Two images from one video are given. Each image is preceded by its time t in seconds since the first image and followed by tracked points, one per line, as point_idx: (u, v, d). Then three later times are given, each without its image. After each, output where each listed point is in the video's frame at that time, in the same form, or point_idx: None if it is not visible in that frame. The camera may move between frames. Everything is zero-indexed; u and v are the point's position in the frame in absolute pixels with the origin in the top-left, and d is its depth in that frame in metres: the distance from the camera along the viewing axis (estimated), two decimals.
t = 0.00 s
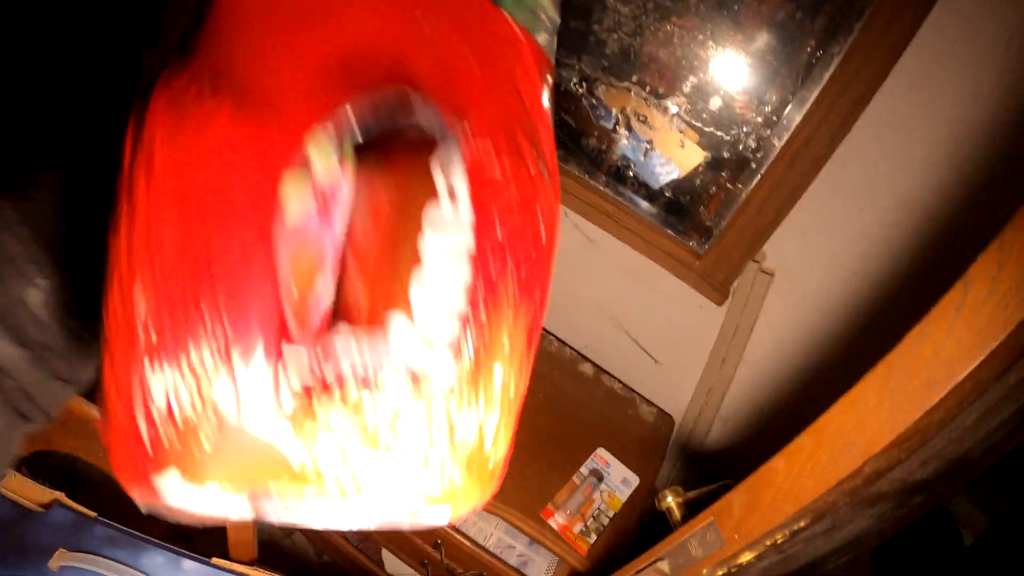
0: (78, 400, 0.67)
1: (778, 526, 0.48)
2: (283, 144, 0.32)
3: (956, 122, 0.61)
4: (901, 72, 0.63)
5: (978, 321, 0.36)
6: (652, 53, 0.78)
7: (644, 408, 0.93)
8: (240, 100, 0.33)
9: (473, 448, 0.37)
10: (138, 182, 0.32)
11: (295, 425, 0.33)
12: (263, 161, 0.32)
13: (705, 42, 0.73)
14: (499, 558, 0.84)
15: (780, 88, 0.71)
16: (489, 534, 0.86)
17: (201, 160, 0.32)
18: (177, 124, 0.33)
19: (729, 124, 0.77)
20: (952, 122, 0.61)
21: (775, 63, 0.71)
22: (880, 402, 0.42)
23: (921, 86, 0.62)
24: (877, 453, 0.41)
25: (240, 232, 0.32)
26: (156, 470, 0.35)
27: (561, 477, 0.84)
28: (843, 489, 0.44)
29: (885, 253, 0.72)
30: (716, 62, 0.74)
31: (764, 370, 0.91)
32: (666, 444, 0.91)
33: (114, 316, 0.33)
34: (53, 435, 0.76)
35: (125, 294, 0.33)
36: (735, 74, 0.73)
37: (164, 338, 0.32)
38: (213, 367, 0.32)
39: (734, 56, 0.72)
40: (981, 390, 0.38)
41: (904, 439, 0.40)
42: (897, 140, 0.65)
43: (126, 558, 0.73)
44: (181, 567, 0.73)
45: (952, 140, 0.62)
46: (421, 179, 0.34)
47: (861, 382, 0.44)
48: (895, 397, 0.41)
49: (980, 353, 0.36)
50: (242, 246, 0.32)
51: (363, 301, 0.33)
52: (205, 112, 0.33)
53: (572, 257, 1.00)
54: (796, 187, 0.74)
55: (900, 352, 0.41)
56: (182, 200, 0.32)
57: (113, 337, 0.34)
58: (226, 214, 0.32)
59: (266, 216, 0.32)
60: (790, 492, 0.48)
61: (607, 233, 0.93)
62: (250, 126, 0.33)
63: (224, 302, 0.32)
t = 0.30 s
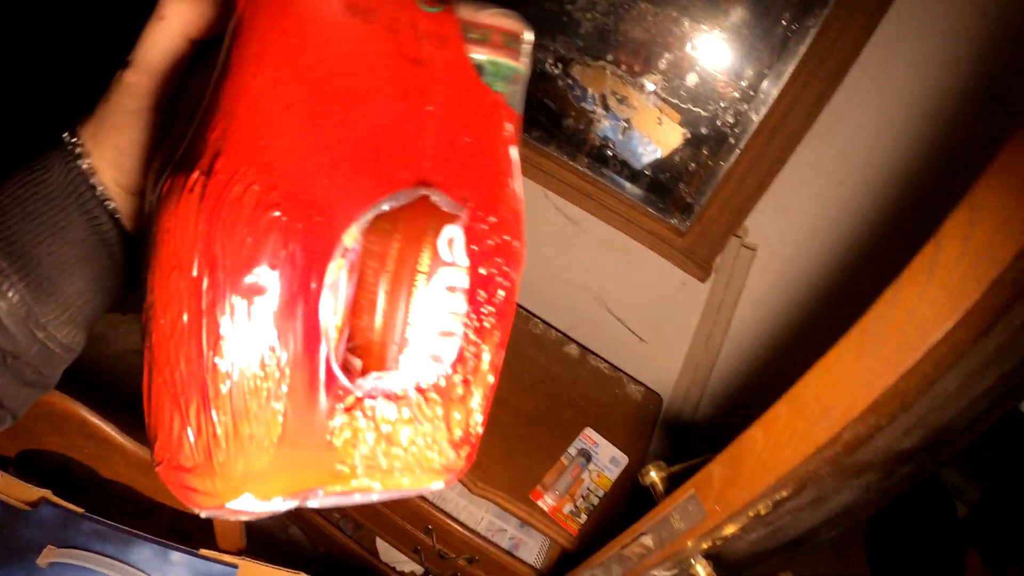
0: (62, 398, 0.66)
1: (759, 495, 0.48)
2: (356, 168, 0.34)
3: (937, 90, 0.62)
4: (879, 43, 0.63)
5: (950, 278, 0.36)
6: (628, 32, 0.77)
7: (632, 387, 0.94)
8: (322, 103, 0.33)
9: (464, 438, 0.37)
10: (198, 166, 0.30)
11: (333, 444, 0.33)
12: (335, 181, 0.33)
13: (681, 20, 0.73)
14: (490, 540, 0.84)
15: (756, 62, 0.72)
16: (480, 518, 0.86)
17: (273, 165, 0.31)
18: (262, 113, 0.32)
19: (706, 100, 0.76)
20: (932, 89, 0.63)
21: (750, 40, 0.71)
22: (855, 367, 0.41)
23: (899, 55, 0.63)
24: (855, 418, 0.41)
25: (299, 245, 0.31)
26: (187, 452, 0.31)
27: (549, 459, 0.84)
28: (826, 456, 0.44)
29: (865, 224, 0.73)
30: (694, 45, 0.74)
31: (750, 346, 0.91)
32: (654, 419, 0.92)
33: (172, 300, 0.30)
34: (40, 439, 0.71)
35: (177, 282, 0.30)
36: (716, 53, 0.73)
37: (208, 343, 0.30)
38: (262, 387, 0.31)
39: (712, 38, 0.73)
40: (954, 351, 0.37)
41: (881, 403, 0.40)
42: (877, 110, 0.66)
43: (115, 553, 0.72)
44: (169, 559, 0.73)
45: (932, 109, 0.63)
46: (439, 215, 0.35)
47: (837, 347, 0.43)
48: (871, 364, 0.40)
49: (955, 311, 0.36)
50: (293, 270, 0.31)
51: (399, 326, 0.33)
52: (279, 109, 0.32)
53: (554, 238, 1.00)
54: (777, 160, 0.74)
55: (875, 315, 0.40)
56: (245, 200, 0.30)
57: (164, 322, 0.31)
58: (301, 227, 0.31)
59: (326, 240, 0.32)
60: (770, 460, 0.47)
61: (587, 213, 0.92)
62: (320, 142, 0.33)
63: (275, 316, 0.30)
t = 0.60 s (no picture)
0: (45, 393, 0.65)
1: (744, 470, 0.47)
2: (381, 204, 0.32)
3: (919, 63, 0.62)
4: (861, 16, 0.63)
5: (928, 247, 0.35)
6: (609, 12, 0.75)
7: (620, 368, 0.95)
8: (334, 159, 0.30)
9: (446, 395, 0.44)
10: (211, 246, 0.28)
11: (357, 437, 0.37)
12: (352, 248, 0.32)
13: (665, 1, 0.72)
14: (480, 524, 0.84)
15: (738, 40, 0.70)
16: (470, 502, 0.86)
17: (293, 247, 0.30)
18: (273, 192, 0.28)
19: (688, 77, 0.75)
20: (914, 61, 0.63)
21: (731, 16, 0.70)
22: (835, 338, 0.40)
23: (883, 28, 0.62)
24: (836, 389, 0.41)
25: (328, 293, 0.32)
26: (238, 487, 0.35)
27: (537, 442, 0.84)
28: (807, 429, 0.44)
29: (848, 197, 0.73)
30: (680, 27, 0.73)
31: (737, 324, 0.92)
32: (642, 398, 0.92)
33: (207, 375, 0.31)
34: (26, 437, 0.70)
35: (210, 360, 0.30)
36: (701, 32, 0.72)
37: (248, 415, 0.32)
38: (302, 432, 0.34)
39: (695, 20, 0.72)
40: (935, 321, 0.36)
41: (862, 372, 0.39)
42: (859, 83, 0.66)
43: (103, 546, 0.71)
44: (157, 552, 0.72)
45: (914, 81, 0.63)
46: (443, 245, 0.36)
47: (819, 317, 0.42)
48: (850, 332, 0.39)
49: (935, 280, 0.35)
50: (323, 345, 0.32)
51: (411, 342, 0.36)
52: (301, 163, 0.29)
53: (539, 220, 0.99)
54: (760, 136, 0.73)
55: (856, 285, 0.39)
56: (275, 287, 0.30)
57: (195, 390, 0.32)
58: (323, 302, 0.31)
59: (353, 279, 0.32)
60: (752, 434, 0.47)
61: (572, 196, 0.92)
62: (334, 210, 0.31)
63: (308, 384, 0.33)
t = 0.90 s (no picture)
0: (36, 394, 0.65)
1: (724, 456, 0.48)
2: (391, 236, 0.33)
3: (899, 50, 0.64)
4: (842, 5, 0.64)
5: (900, 229, 0.33)
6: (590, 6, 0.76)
7: (610, 359, 0.95)
8: (358, 298, 0.33)
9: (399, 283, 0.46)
10: (276, 385, 0.36)
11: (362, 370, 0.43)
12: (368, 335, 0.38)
13: None
14: (475, 517, 0.85)
15: (721, 31, 0.71)
16: (464, 496, 0.88)
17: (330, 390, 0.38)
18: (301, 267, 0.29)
19: (672, 69, 0.75)
20: (894, 48, 0.64)
21: (714, 7, 0.70)
22: (809, 322, 0.39)
23: (864, 15, 0.63)
24: (812, 374, 0.40)
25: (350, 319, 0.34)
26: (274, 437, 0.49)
27: (529, 435, 0.85)
28: (786, 412, 0.44)
29: (832, 184, 0.74)
30: (667, 21, 0.73)
31: (727, 312, 0.93)
32: (634, 388, 0.93)
33: (276, 417, 0.40)
34: (20, 439, 0.71)
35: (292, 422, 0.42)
36: (688, 24, 0.72)
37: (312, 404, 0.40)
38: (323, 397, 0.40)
39: (682, 13, 0.71)
40: (905, 300, 0.36)
41: (837, 355, 0.39)
42: (839, 70, 0.67)
43: (100, 545, 0.72)
44: (152, 550, 0.73)
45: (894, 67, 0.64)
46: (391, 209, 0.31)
47: (792, 302, 0.40)
48: (825, 316, 0.38)
49: (909, 262, 0.33)
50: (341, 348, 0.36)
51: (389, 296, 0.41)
52: (310, 232, 0.28)
53: (527, 214, 1.00)
54: (744, 126, 0.73)
55: (827, 269, 0.37)
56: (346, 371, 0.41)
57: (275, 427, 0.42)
58: (347, 366, 0.38)
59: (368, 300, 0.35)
60: (731, 420, 0.47)
61: (558, 189, 0.93)
62: (353, 337, 0.36)
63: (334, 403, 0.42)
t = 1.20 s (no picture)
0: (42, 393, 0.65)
1: (724, 446, 0.48)
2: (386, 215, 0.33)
3: (894, 47, 0.64)
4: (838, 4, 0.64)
5: (893, 221, 0.34)
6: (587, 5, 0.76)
7: (610, 356, 0.96)
8: (354, 280, 0.33)
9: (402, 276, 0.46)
10: (280, 374, 0.37)
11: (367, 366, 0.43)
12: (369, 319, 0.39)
13: None
14: (478, 513, 0.86)
15: (718, 30, 0.71)
16: (466, 492, 0.88)
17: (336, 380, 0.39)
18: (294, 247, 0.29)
19: (670, 67, 0.76)
20: (890, 45, 0.65)
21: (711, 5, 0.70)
22: (805, 314, 0.40)
23: (859, 14, 0.64)
24: (809, 365, 0.41)
25: (350, 303, 0.35)
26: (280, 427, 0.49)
27: (530, 431, 0.85)
28: (784, 404, 0.44)
29: (830, 180, 0.75)
30: (665, 20, 0.73)
31: (726, 309, 0.93)
32: (634, 384, 0.94)
33: (286, 410, 0.42)
34: (26, 439, 0.72)
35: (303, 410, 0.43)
36: (686, 23, 0.72)
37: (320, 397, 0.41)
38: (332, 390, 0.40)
39: (678, 11, 0.72)
40: (900, 291, 0.36)
41: (834, 347, 0.39)
42: (836, 67, 0.68)
43: (105, 543, 0.72)
44: (158, 547, 0.73)
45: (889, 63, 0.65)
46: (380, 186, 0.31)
47: (789, 295, 0.41)
48: (821, 310, 0.39)
49: (905, 254, 0.34)
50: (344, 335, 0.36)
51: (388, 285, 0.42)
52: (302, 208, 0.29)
53: (526, 212, 1.00)
54: (742, 124, 0.74)
55: (823, 263, 0.38)
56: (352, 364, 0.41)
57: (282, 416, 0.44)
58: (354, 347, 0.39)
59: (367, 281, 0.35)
60: (729, 412, 0.47)
61: (557, 188, 0.93)
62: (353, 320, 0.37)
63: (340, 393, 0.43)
